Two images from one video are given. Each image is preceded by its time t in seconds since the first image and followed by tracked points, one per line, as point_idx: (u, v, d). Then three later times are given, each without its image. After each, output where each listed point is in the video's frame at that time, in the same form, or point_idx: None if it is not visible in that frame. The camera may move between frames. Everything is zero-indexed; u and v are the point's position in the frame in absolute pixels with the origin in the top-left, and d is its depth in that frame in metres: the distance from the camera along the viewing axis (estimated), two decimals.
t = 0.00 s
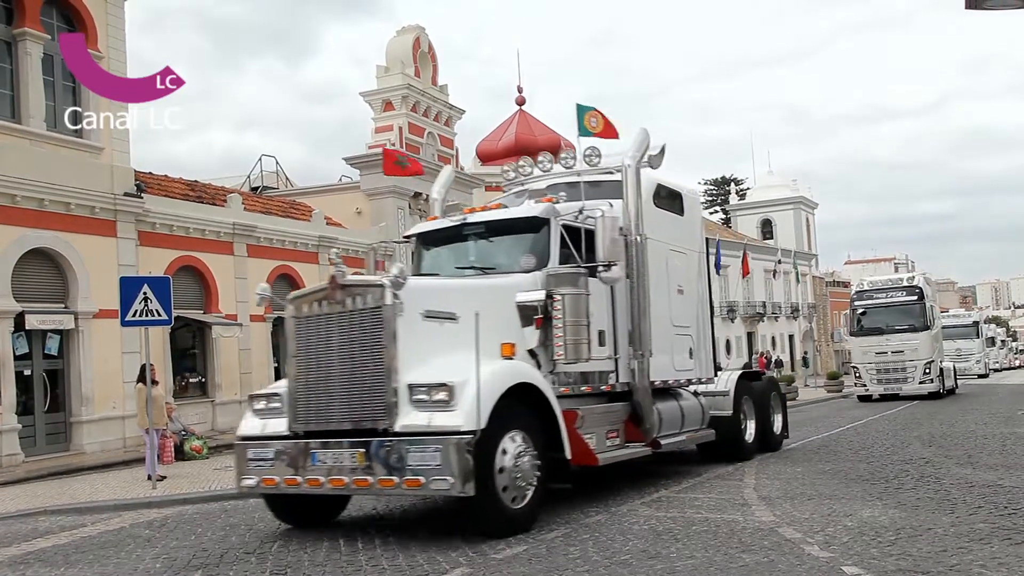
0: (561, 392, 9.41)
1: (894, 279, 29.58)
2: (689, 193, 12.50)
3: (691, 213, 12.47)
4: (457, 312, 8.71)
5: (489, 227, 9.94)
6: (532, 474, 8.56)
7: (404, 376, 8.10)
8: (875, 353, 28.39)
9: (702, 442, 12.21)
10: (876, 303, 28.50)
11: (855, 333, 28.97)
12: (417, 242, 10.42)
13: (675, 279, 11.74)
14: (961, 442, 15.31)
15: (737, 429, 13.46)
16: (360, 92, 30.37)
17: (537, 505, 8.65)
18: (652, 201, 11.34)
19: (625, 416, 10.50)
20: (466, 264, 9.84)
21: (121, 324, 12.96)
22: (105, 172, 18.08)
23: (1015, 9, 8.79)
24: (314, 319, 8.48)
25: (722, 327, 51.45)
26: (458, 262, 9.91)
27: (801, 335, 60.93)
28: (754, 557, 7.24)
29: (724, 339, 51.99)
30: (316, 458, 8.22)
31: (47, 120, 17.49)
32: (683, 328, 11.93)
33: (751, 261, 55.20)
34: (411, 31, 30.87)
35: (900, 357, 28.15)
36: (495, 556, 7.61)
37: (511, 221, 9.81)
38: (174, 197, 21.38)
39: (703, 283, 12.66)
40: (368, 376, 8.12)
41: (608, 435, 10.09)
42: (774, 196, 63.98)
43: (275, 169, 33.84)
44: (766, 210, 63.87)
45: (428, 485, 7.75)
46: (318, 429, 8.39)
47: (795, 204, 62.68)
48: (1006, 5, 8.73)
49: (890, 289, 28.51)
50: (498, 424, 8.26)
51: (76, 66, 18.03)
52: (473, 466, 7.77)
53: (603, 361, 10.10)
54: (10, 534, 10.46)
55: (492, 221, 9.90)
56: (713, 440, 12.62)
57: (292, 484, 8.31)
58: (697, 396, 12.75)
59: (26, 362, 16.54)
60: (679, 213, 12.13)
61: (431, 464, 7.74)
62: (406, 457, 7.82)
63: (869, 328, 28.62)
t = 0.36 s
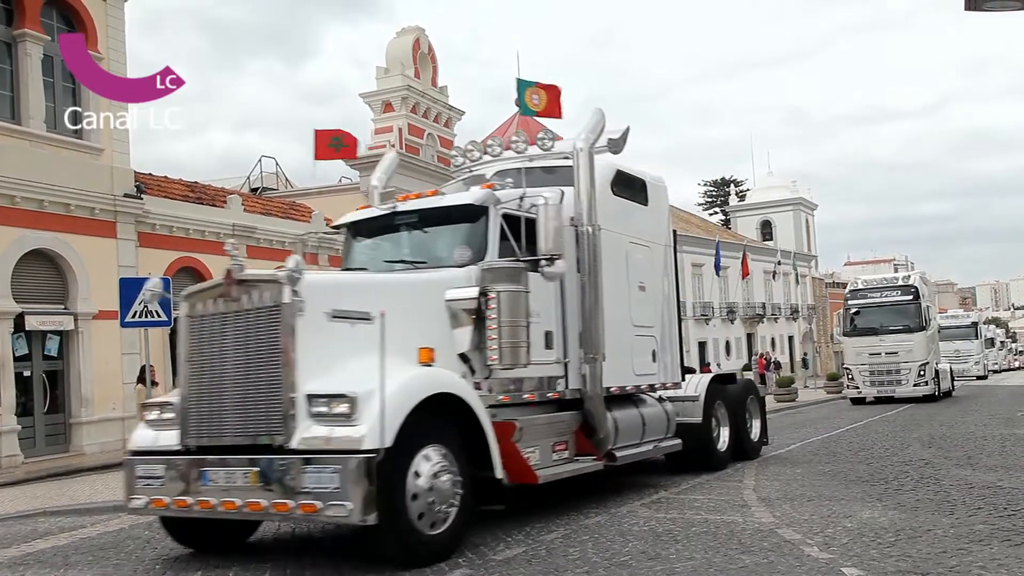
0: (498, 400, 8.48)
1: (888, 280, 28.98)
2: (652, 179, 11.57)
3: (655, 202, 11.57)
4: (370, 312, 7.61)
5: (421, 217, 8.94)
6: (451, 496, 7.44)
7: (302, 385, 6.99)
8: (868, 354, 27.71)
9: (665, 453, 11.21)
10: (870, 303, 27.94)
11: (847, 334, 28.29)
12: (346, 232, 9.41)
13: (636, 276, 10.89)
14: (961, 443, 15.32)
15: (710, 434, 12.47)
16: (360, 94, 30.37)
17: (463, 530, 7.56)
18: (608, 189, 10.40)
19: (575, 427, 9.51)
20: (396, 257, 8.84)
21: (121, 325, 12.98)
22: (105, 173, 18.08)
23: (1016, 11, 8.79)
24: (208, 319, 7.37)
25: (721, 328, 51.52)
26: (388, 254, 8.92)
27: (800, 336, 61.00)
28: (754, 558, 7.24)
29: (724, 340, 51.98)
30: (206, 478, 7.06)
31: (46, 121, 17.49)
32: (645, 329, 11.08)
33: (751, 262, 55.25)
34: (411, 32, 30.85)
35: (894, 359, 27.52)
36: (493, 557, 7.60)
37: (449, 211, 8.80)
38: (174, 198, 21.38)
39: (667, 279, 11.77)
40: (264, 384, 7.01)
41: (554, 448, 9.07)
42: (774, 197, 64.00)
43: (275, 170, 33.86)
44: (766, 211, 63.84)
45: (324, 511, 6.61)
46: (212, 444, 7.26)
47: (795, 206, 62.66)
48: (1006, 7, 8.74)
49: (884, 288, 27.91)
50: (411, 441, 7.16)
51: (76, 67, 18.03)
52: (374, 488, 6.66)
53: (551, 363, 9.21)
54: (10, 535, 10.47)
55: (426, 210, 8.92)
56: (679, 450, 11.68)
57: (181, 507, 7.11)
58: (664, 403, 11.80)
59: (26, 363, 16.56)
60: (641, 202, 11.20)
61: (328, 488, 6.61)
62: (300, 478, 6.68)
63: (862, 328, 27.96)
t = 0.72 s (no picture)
0: (420, 406, 7.75)
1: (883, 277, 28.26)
2: (607, 162, 10.63)
3: (612, 186, 10.63)
4: (259, 308, 6.72)
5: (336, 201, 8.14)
6: (346, 519, 6.52)
7: (168, 391, 6.04)
8: (860, 355, 27.04)
9: (621, 464, 10.41)
10: (864, 302, 27.22)
11: (840, 334, 27.66)
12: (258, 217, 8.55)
13: (587, 268, 9.96)
14: (961, 444, 15.36)
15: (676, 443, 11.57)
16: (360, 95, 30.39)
17: (366, 553, 6.67)
18: (553, 173, 9.48)
19: (513, 437, 8.81)
20: (307, 246, 8.03)
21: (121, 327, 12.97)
22: (104, 174, 18.08)
23: (1016, 11, 8.79)
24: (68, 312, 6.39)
25: (721, 329, 51.54)
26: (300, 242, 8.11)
27: (800, 337, 61.04)
28: (754, 559, 7.25)
29: (724, 340, 51.95)
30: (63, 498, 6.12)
31: (46, 121, 17.49)
32: (599, 326, 10.16)
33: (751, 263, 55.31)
34: (411, 33, 30.85)
35: (888, 360, 26.80)
36: (493, 558, 7.60)
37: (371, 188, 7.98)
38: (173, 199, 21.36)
39: (626, 271, 10.80)
40: (123, 389, 6.03)
41: (487, 460, 8.39)
42: (773, 198, 64.03)
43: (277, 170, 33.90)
44: (765, 211, 63.70)
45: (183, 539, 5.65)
46: (72, 458, 6.29)
47: (795, 207, 62.70)
48: (1006, 7, 8.75)
49: (877, 288, 27.28)
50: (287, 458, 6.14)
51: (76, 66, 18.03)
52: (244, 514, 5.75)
53: (476, 366, 8.36)
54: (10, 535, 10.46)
55: (342, 193, 8.11)
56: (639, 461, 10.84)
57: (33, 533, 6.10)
58: (621, 409, 10.90)
59: (25, 364, 16.56)
60: (594, 187, 10.27)
61: (190, 511, 5.67)
62: (159, 498, 5.75)
63: (855, 328, 27.32)
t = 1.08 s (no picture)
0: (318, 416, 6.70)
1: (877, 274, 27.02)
2: (551, 142, 9.62)
3: (556, 169, 9.61)
4: (107, 301, 5.79)
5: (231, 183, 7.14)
6: (203, 548, 5.54)
7: None
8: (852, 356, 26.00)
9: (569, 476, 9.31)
10: (854, 301, 26.06)
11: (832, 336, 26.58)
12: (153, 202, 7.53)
13: (527, 258, 8.88)
14: (960, 445, 15.41)
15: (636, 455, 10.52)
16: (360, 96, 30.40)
17: None
18: (486, 153, 8.43)
19: (436, 449, 7.70)
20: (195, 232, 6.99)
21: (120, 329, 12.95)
22: (104, 176, 18.05)
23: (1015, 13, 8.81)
24: None
25: (721, 331, 51.56)
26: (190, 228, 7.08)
27: (800, 338, 61.10)
28: (753, 560, 7.25)
29: (723, 341, 51.93)
30: None
31: (46, 123, 17.48)
32: (543, 324, 9.09)
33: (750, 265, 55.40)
34: (411, 34, 30.88)
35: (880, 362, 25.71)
36: (494, 559, 7.61)
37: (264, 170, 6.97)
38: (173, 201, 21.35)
39: (575, 263, 9.74)
40: None
41: (403, 477, 7.32)
42: (773, 199, 64.06)
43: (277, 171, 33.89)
44: (766, 213, 63.53)
45: None
46: None
47: (795, 208, 62.74)
48: (1006, 8, 8.75)
49: (870, 285, 26.21)
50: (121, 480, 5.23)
51: (76, 67, 18.01)
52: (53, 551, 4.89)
53: (389, 369, 7.30)
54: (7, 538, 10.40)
55: (239, 174, 7.10)
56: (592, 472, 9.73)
57: None
58: (569, 416, 9.75)
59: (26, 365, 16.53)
60: (536, 169, 9.26)
61: None
62: None
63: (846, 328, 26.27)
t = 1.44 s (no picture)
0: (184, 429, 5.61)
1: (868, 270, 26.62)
2: (485, 117, 8.50)
3: (491, 146, 8.48)
4: None
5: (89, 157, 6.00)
6: None
7: None
8: (843, 356, 25.63)
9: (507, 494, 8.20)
10: (847, 301, 25.71)
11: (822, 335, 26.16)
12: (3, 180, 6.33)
13: (451, 246, 7.74)
14: (959, 444, 15.40)
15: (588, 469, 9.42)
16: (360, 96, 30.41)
17: None
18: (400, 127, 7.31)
19: (337, 467, 6.56)
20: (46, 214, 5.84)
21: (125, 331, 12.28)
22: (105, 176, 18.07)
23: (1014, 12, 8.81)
24: None
25: (721, 331, 51.60)
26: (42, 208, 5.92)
27: (800, 338, 61.21)
28: (753, 560, 7.24)
29: (723, 341, 51.93)
30: None
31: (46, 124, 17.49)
32: (474, 321, 7.96)
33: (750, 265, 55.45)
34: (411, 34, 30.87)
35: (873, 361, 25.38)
36: (494, 559, 7.62)
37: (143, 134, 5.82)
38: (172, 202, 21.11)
39: (514, 251, 8.59)
40: None
41: (291, 499, 6.17)
42: (772, 199, 64.03)
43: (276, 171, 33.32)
44: (765, 213, 63.55)
45: None
46: None
47: (794, 208, 62.70)
48: (1005, 8, 8.75)
49: (863, 284, 25.79)
50: None
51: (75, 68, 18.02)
52: None
53: (277, 374, 6.22)
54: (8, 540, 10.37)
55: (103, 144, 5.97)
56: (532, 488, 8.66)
57: None
58: (507, 425, 8.63)
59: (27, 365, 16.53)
60: (465, 147, 8.15)
61: None
62: None
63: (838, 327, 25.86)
